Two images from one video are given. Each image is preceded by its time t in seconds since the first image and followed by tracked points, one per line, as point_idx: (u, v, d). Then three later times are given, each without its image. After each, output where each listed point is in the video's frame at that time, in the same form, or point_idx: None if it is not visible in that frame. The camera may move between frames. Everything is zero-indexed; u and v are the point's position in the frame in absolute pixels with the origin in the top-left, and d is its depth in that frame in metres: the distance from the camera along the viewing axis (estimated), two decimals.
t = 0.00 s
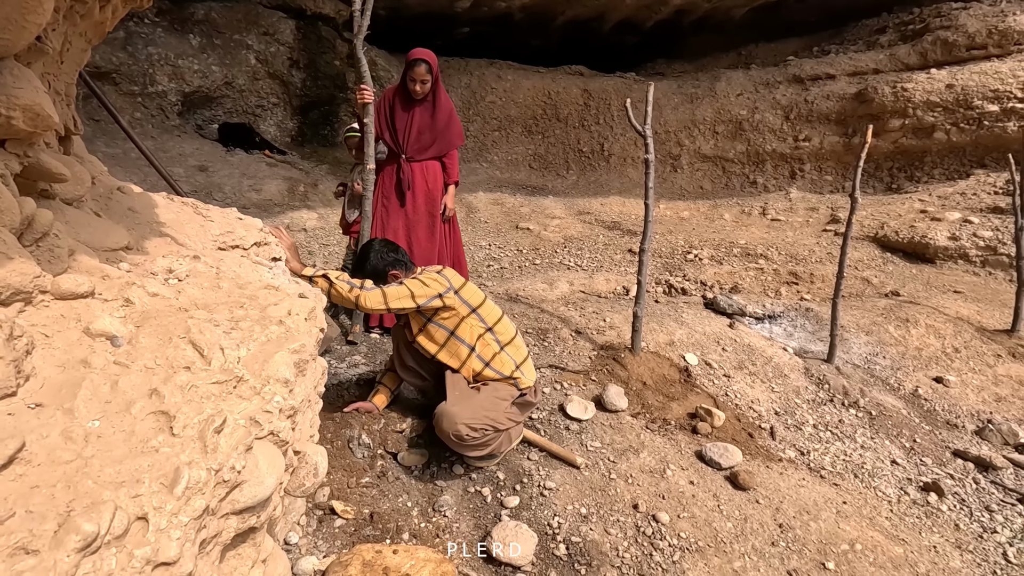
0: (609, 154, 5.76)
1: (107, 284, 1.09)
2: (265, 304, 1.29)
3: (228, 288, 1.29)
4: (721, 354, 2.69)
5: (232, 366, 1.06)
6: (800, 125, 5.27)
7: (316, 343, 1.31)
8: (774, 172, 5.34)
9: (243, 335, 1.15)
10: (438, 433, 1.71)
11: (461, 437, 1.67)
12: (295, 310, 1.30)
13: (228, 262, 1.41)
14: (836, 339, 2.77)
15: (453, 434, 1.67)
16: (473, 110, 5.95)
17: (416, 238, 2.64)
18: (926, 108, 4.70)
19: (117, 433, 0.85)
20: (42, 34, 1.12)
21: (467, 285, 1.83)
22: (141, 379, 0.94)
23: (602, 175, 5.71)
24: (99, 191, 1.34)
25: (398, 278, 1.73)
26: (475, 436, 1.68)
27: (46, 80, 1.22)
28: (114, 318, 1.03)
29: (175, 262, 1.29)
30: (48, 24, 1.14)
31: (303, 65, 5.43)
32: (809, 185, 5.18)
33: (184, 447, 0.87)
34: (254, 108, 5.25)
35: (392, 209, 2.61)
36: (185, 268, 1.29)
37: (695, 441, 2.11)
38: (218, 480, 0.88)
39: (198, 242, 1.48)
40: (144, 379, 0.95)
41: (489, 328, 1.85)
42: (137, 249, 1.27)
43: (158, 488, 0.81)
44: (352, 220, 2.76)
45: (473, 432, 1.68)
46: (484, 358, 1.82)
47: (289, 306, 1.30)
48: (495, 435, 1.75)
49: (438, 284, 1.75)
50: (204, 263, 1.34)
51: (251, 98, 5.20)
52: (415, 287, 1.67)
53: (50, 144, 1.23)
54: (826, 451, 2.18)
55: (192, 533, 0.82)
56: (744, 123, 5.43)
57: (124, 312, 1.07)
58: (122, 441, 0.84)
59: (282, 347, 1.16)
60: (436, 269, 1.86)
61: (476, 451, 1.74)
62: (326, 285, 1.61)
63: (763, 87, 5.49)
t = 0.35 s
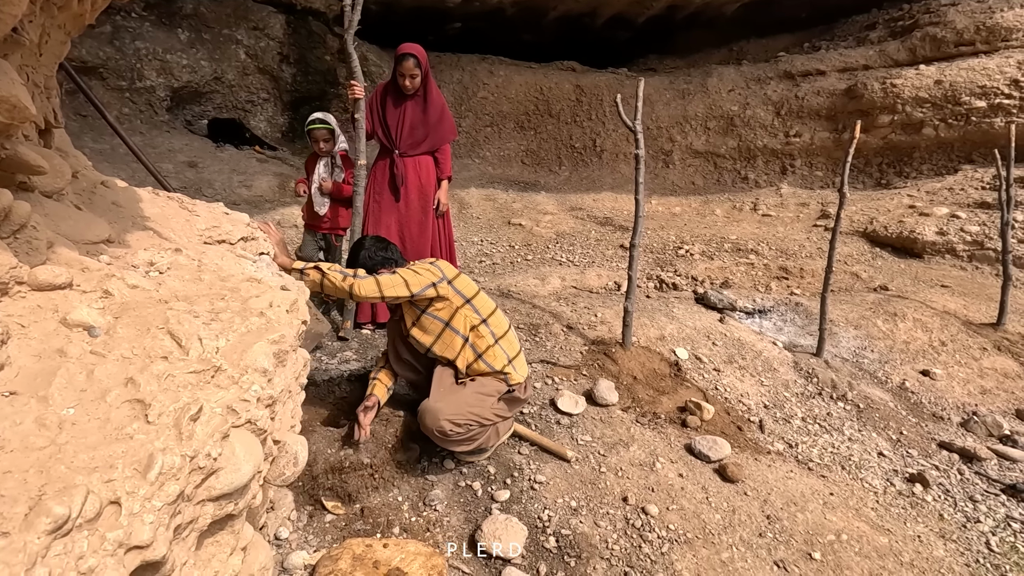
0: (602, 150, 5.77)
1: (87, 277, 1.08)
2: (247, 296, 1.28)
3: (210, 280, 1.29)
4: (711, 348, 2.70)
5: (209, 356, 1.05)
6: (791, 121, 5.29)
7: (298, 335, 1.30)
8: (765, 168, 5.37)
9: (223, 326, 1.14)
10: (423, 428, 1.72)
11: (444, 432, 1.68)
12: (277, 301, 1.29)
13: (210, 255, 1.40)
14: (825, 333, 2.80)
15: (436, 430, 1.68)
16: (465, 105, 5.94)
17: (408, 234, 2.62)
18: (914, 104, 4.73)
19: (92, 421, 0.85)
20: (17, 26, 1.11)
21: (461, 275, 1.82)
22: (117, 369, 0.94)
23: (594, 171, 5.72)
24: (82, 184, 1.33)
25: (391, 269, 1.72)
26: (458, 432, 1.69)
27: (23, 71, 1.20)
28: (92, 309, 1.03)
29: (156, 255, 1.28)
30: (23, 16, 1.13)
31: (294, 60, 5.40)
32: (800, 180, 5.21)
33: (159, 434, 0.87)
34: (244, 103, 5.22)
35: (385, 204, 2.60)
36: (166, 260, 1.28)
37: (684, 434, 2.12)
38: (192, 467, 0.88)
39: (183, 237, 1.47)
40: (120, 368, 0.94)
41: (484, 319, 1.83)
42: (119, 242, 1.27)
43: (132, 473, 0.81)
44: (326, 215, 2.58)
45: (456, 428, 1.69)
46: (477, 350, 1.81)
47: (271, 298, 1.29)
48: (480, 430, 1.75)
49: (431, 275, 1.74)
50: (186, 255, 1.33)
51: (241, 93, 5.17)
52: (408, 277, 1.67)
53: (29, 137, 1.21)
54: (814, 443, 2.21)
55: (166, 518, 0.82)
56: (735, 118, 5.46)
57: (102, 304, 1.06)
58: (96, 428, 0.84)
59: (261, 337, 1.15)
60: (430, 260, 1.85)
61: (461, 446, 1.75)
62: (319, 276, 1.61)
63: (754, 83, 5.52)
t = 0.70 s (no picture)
0: (592, 146, 5.77)
1: (56, 272, 1.06)
2: (222, 292, 1.26)
3: (184, 276, 1.26)
4: (700, 344, 2.72)
5: (177, 352, 1.02)
6: (780, 117, 5.32)
7: (272, 331, 1.28)
8: (754, 164, 5.39)
9: (193, 322, 1.11)
10: (421, 424, 1.71)
11: (443, 429, 1.68)
12: (251, 298, 1.27)
13: (186, 251, 1.38)
14: (812, 328, 2.82)
15: (436, 426, 1.67)
16: (455, 101, 5.92)
17: (397, 231, 2.61)
18: (901, 100, 4.77)
19: (51, 416, 0.84)
20: None
21: (445, 278, 1.81)
22: (80, 365, 0.92)
23: (585, 167, 5.72)
24: (58, 180, 1.32)
25: (374, 275, 1.71)
26: (458, 428, 1.69)
27: None
28: (58, 305, 1.01)
29: (129, 250, 1.25)
30: None
31: (282, 55, 5.35)
32: (789, 176, 5.24)
33: (121, 429, 0.85)
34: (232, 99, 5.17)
35: (374, 201, 2.59)
36: (140, 256, 1.26)
37: (672, 429, 2.13)
38: (155, 463, 0.86)
39: (162, 232, 1.45)
40: (83, 364, 0.92)
41: (469, 321, 1.83)
42: (92, 237, 1.25)
43: (90, 468, 0.79)
44: (296, 213, 2.51)
45: (456, 424, 1.68)
46: (465, 352, 1.81)
47: (245, 294, 1.28)
48: (478, 427, 1.75)
49: (414, 279, 1.73)
50: (159, 251, 1.31)
51: (228, 89, 5.09)
52: (390, 284, 1.65)
53: None
54: (801, 437, 2.22)
55: (127, 512, 0.81)
56: (725, 115, 5.48)
57: (70, 299, 1.04)
58: (56, 423, 0.83)
59: (231, 333, 1.12)
60: (414, 262, 1.84)
61: (459, 442, 1.75)
62: (301, 282, 1.60)
63: (744, 79, 5.54)
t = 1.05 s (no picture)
0: (582, 143, 5.77)
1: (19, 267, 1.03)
2: (191, 288, 1.24)
3: (152, 272, 1.24)
4: (688, 340, 2.73)
5: (138, 347, 1.01)
6: (768, 114, 5.35)
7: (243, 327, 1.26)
8: (743, 161, 5.42)
9: (158, 318, 1.09)
10: (400, 426, 1.70)
11: (423, 428, 1.66)
12: (221, 293, 1.25)
13: (156, 247, 1.36)
14: (798, 323, 2.84)
15: (415, 426, 1.66)
16: (444, 98, 5.91)
17: (386, 228, 2.60)
18: (887, 98, 4.81)
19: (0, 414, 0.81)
20: None
21: (422, 274, 1.81)
22: (35, 361, 0.90)
23: (574, 164, 5.73)
24: (30, 175, 1.29)
25: (352, 273, 1.70)
26: (438, 426, 1.67)
27: None
28: (17, 301, 0.98)
29: (97, 246, 1.23)
30: None
31: (269, 51, 5.31)
32: (777, 173, 5.27)
33: (74, 426, 0.83)
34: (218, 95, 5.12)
35: (363, 197, 2.57)
36: (108, 252, 1.24)
37: (659, 424, 2.15)
38: (111, 459, 0.83)
39: (137, 228, 1.43)
40: (38, 360, 0.90)
41: (448, 317, 1.83)
42: (60, 233, 1.22)
43: (38, 466, 0.77)
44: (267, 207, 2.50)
45: (435, 423, 1.67)
46: (445, 347, 1.80)
47: (215, 289, 1.25)
48: (460, 424, 1.74)
49: (392, 276, 1.73)
50: (128, 247, 1.29)
51: (214, 85, 5.02)
52: (370, 281, 1.65)
53: None
54: (787, 431, 2.24)
55: (77, 511, 0.78)
56: (714, 112, 5.51)
57: (30, 295, 1.02)
58: (5, 421, 0.81)
59: (196, 329, 1.11)
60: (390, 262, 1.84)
61: (441, 442, 1.74)
62: (281, 281, 1.59)
63: (732, 76, 5.57)
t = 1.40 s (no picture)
0: (571, 141, 5.77)
1: None
2: (163, 289, 1.22)
3: (123, 272, 1.22)
4: (676, 337, 2.74)
5: (104, 349, 0.99)
6: (756, 113, 5.38)
7: (215, 328, 1.24)
8: (731, 158, 5.46)
9: (126, 320, 1.08)
10: (387, 421, 1.70)
11: (409, 421, 1.66)
12: (193, 294, 1.23)
13: (129, 245, 1.33)
14: (785, 320, 2.86)
15: (402, 420, 1.66)
16: (433, 96, 5.89)
17: (375, 226, 2.58)
18: (873, 96, 4.85)
19: None
20: None
21: (415, 265, 1.81)
22: None
23: (564, 162, 5.73)
24: (1, 174, 1.27)
25: (348, 259, 1.69)
26: (423, 419, 1.67)
27: None
28: None
29: (67, 246, 1.21)
30: None
31: (255, 48, 5.26)
32: (765, 171, 5.31)
33: (32, 431, 0.82)
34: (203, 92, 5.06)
35: (352, 195, 2.55)
36: (78, 252, 1.22)
37: (647, 421, 2.15)
38: (71, 463, 0.82)
39: (113, 228, 1.41)
40: None
41: (439, 307, 1.81)
42: (29, 233, 1.20)
43: None
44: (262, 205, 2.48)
45: (421, 416, 1.67)
46: (435, 338, 1.78)
47: (187, 290, 1.24)
48: (446, 417, 1.74)
49: (385, 263, 1.73)
50: (100, 246, 1.27)
51: (200, 82, 4.98)
52: (366, 265, 1.66)
53: None
54: (772, 427, 2.26)
55: (34, 516, 0.77)
56: (702, 110, 5.53)
57: None
58: None
59: (164, 330, 1.09)
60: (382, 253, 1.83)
61: (429, 436, 1.74)
62: (277, 265, 1.55)
63: (720, 74, 5.59)
